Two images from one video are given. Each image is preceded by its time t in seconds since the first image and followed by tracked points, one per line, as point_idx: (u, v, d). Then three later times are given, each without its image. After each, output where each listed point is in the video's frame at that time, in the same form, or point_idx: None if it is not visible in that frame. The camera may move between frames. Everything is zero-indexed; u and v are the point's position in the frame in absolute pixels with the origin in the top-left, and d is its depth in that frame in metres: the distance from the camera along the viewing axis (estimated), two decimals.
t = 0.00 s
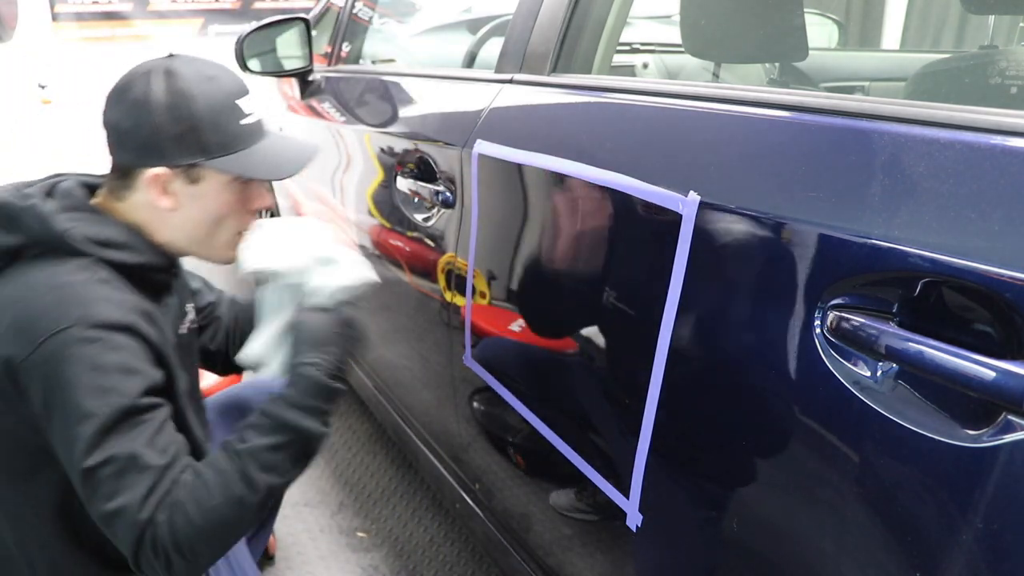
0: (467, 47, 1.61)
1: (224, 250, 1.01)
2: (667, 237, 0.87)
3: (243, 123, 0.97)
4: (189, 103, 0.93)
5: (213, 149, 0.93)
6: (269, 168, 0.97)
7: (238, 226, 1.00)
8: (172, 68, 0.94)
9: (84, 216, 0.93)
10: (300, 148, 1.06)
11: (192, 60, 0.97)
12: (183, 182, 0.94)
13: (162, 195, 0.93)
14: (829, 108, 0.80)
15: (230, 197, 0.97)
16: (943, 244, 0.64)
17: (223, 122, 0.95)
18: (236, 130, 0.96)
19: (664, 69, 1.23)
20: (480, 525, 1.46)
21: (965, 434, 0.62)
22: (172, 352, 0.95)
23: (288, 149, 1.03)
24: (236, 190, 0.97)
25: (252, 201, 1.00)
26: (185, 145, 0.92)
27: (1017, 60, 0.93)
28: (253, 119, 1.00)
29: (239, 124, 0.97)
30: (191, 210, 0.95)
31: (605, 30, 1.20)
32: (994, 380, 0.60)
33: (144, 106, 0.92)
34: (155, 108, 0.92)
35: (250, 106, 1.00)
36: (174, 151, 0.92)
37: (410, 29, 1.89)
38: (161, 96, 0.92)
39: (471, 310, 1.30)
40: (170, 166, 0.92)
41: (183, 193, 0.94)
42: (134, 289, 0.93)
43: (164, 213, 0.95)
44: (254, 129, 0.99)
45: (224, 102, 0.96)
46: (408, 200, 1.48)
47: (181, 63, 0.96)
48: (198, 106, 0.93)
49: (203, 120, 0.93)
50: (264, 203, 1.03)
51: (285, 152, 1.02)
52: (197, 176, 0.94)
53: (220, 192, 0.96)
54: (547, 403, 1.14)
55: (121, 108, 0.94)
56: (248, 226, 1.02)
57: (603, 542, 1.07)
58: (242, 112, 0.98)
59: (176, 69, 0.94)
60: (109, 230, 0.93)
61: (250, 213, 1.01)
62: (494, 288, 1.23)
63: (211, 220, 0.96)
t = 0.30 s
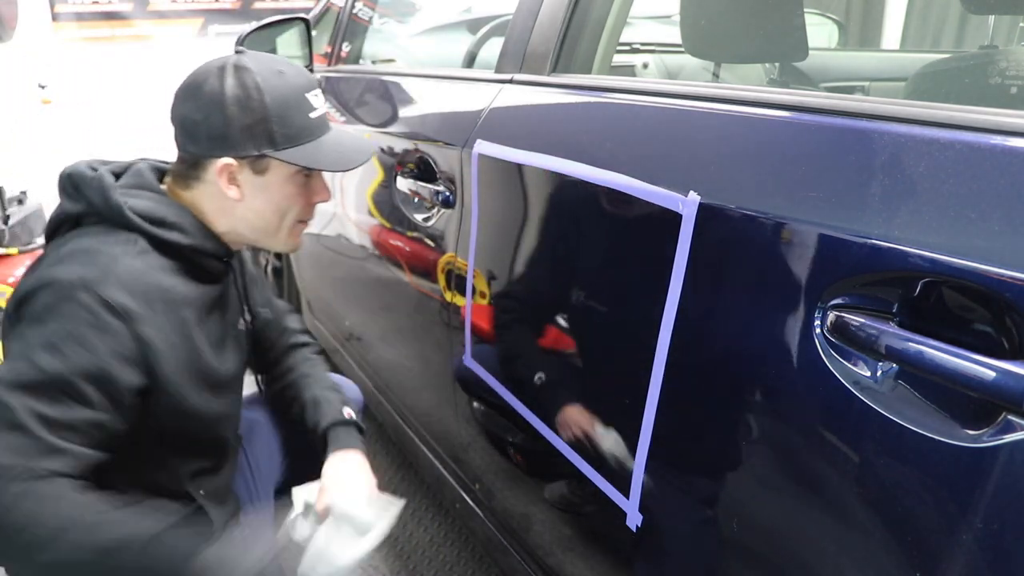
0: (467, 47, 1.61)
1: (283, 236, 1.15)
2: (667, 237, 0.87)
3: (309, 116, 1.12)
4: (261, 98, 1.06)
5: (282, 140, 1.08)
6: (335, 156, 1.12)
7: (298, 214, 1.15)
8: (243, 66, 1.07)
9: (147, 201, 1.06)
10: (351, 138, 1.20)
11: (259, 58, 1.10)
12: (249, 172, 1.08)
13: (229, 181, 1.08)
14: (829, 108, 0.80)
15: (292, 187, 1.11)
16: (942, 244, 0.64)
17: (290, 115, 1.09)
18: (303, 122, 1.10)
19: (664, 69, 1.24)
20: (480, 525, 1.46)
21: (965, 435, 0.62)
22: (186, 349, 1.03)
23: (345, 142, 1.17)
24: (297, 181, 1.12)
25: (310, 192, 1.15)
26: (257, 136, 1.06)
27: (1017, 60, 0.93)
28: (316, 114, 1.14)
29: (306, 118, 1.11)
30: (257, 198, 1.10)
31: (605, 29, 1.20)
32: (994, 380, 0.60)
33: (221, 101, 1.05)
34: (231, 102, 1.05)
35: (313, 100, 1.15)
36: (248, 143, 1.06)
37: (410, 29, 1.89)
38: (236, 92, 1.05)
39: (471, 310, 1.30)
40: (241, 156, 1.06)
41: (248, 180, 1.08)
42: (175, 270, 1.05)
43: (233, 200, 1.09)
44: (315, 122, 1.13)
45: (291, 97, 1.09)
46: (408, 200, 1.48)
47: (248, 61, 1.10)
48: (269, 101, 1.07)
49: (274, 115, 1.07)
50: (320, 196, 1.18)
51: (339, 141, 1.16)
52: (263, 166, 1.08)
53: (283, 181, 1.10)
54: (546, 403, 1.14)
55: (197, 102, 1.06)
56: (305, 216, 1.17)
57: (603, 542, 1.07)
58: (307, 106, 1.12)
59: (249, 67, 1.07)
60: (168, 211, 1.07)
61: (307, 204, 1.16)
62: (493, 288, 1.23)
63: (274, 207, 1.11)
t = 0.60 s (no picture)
0: (467, 47, 1.61)
1: (290, 237, 1.22)
2: (667, 238, 0.87)
3: (307, 123, 1.19)
4: (258, 109, 1.15)
5: (275, 145, 1.14)
6: (325, 160, 1.18)
7: (304, 216, 1.21)
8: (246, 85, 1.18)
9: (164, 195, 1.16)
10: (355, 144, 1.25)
11: (265, 75, 1.20)
12: (251, 178, 1.16)
13: (234, 187, 1.17)
14: (830, 108, 0.80)
15: (292, 190, 1.18)
16: (943, 244, 0.64)
17: (284, 122, 1.16)
18: (298, 128, 1.17)
19: (663, 69, 1.24)
20: (479, 525, 1.46)
21: (965, 434, 0.62)
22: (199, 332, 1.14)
23: (347, 147, 1.23)
24: (298, 185, 1.18)
25: (315, 195, 1.21)
26: (251, 143, 1.14)
27: (1017, 60, 0.93)
28: (316, 122, 1.21)
29: (303, 125, 1.18)
30: (259, 200, 1.18)
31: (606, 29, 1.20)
32: (994, 380, 0.60)
33: (223, 113, 1.16)
34: (231, 114, 1.15)
35: (313, 111, 1.22)
36: (244, 150, 1.14)
37: (410, 29, 1.89)
38: (236, 106, 1.16)
39: (471, 310, 1.30)
40: (240, 162, 1.15)
41: (250, 186, 1.16)
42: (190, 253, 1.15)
43: (239, 203, 1.18)
44: (311, 129, 1.19)
45: (286, 107, 1.17)
46: (408, 200, 1.48)
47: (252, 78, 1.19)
48: (264, 111, 1.15)
49: (268, 123, 1.14)
50: (328, 199, 1.24)
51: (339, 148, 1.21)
52: (263, 171, 1.16)
53: (282, 184, 1.17)
54: (546, 403, 1.14)
55: (205, 117, 1.18)
56: (312, 218, 1.23)
57: (603, 542, 1.07)
58: (305, 115, 1.19)
59: (250, 83, 1.17)
60: (187, 202, 1.16)
61: (314, 206, 1.22)
62: (493, 288, 1.23)
63: (276, 209, 1.18)
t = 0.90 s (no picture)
0: (467, 47, 1.61)
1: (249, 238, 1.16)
2: (666, 238, 0.87)
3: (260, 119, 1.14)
4: (214, 102, 1.15)
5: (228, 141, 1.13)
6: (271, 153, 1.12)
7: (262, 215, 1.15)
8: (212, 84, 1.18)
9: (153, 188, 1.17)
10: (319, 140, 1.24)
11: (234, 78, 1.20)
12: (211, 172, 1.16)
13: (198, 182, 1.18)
14: (830, 108, 0.80)
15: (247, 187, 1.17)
16: (942, 244, 0.64)
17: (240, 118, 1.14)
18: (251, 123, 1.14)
19: (663, 69, 1.24)
20: (480, 525, 1.46)
21: (965, 434, 0.62)
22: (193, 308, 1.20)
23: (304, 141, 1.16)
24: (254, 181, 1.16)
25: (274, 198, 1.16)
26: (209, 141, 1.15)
27: (1017, 60, 0.93)
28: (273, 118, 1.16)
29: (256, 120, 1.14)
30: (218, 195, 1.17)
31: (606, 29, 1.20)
32: (994, 380, 0.60)
33: (188, 109, 1.18)
34: (193, 111, 1.17)
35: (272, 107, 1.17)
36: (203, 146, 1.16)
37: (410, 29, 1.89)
38: (198, 102, 1.17)
39: (471, 310, 1.30)
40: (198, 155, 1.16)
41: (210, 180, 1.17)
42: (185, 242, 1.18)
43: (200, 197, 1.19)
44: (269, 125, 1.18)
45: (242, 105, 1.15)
46: (408, 200, 1.48)
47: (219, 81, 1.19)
48: (221, 106, 1.15)
49: (223, 117, 1.14)
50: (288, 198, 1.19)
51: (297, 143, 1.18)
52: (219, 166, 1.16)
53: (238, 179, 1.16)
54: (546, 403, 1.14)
55: (175, 114, 1.20)
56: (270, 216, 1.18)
57: (602, 542, 1.07)
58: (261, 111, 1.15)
59: (215, 83, 1.18)
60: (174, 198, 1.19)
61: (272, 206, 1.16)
62: (493, 288, 1.23)
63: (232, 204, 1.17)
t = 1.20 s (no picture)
0: (467, 47, 1.61)
1: (253, 247, 1.22)
2: (666, 238, 0.87)
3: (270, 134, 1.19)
4: (230, 115, 1.18)
5: (239, 152, 1.16)
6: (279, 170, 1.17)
7: (268, 226, 1.21)
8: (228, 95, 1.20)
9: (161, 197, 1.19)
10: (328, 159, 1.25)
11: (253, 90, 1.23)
12: (218, 179, 1.18)
13: (205, 188, 1.20)
14: (830, 108, 0.80)
15: (253, 198, 1.19)
16: (942, 245, 0.64)
17: (252, 132, 1.17)
18: (262, 138, 1.18)
19: (664, 69, 1.24)
20: (479, 524, 1.46)
21: (965, 434, 0.62)
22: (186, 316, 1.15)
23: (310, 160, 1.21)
24: (261, 193, 1.19)
25: (280, 204, 1.22)
26: (218, 149, 1.16)
27: (1017, 59, 0.93)
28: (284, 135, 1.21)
29: (266, 135, 1.18)
30: (223, 202, 1.19)
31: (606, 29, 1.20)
32: (994, 380, 0.59)
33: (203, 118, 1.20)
34: (207, 120, 1.19)
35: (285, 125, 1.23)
36: (212, 155, 1.17)
37: (410, 29, 1.89)
38: (213, 111, 1.19)
39: (471, 310, 1.30)
40: (209, 163, 1.17)
41: (217, 187, 1.19)
42: (181, 254, 1.16)
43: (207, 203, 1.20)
44: (278, 141, 1.19)
45: (255, 117, 1.19)
46: (408, 200, 1.48)
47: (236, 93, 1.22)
48: (234, 118, 1.17)
49: (234, 129, 1.16)
50: (293, 211, 1.24)
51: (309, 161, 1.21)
52: (228, 175, 1.17)
53: (245, 191, 1.18)
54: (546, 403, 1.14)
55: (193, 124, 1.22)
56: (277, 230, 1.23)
57: (602, 541, 1.07)
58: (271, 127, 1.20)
59: (230, 94, 1.21)
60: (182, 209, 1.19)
61: (278, 217, 1.22)
62: (493, 288, 1.23)
63: (238, 214, 1.19)
